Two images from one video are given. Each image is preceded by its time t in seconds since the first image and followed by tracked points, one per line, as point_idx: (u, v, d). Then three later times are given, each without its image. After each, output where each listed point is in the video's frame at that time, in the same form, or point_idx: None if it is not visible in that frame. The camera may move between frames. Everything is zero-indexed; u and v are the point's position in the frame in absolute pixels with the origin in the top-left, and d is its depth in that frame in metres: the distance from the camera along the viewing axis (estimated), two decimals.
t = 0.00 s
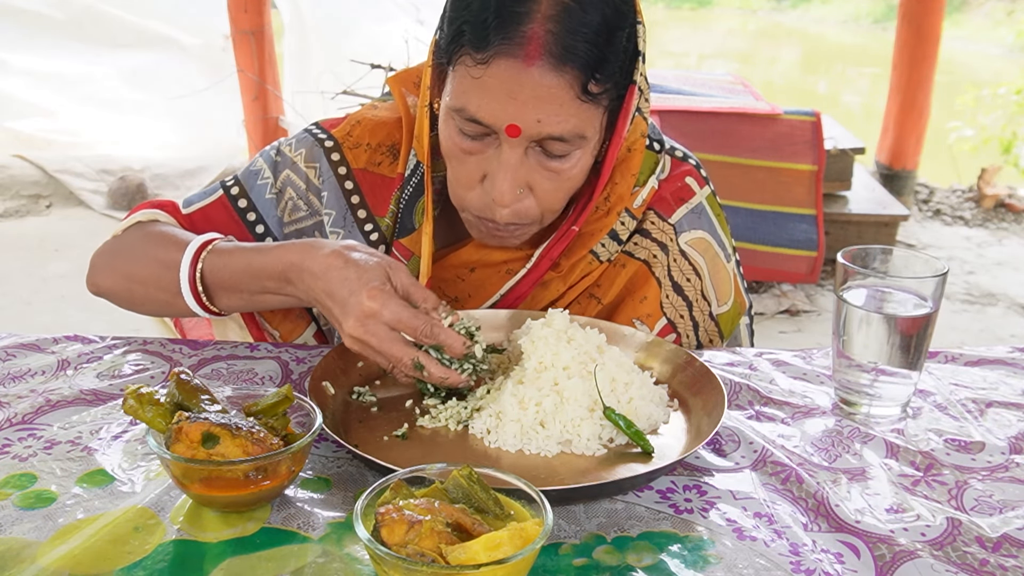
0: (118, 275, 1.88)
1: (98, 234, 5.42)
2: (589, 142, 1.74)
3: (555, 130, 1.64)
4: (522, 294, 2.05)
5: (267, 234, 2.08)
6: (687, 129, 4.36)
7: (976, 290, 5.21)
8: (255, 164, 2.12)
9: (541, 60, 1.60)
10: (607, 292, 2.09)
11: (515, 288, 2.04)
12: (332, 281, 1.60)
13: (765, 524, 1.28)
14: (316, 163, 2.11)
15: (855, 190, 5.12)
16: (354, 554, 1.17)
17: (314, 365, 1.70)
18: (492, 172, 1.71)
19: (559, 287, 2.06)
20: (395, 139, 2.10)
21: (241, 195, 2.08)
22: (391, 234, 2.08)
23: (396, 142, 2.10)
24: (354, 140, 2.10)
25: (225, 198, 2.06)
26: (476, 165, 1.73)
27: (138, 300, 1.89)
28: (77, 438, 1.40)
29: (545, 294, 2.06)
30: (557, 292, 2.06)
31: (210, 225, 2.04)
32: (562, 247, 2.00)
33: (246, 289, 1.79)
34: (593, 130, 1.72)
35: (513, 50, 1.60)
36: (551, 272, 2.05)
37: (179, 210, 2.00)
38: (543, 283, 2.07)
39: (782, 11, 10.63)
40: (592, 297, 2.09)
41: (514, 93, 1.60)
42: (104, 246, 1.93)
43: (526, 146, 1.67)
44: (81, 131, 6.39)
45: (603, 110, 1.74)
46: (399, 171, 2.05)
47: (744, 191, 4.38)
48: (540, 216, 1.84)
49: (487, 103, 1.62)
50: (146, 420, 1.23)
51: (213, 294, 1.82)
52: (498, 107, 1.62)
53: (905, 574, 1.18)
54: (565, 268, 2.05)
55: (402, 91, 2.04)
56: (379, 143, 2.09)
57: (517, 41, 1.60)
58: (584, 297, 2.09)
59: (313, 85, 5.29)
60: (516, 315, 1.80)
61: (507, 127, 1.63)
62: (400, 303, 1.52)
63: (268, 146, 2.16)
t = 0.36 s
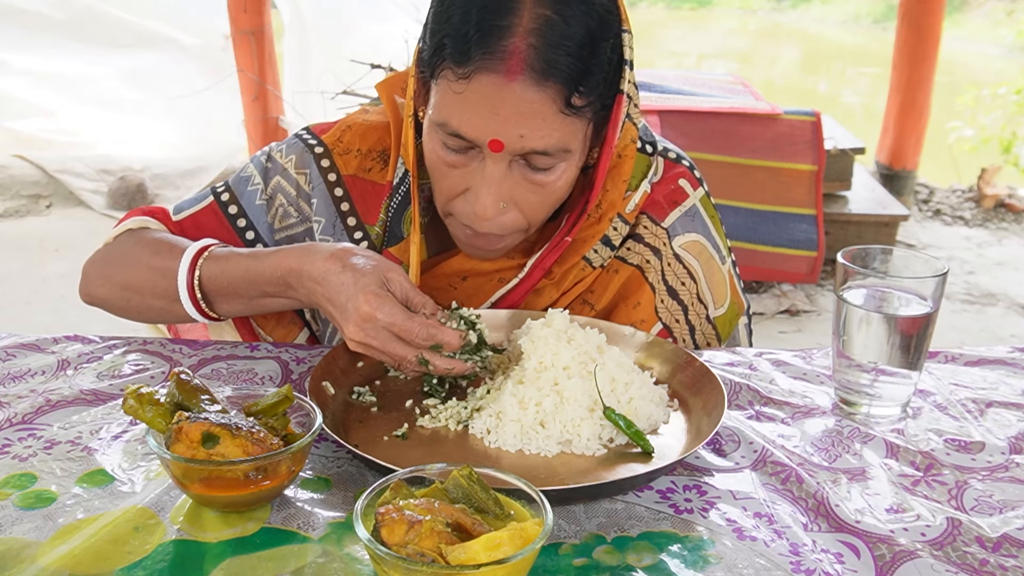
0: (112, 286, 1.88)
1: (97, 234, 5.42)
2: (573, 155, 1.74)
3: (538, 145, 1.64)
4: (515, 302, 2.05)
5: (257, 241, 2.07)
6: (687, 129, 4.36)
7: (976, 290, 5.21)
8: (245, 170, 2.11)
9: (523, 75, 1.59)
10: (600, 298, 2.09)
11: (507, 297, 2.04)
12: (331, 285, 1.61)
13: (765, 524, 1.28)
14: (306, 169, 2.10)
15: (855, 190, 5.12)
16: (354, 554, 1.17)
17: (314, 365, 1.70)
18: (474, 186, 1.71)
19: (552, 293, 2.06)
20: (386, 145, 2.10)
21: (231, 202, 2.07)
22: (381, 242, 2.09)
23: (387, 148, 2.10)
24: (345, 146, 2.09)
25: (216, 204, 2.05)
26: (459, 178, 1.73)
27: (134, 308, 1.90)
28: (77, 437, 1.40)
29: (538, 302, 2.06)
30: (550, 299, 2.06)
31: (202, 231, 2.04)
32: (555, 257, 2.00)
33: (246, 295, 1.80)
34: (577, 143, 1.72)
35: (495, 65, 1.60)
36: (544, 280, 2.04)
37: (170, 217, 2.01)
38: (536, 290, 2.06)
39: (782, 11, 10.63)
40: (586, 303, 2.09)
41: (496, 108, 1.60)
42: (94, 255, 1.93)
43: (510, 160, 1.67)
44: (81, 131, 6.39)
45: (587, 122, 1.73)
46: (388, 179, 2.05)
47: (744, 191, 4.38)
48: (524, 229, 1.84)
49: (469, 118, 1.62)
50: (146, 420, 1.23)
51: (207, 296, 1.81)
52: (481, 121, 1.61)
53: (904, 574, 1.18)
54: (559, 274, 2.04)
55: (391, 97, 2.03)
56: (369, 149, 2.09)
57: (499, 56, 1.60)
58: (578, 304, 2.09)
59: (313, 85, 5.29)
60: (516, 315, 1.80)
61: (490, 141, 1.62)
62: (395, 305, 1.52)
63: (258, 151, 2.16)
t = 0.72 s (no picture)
0: (108, 296, 1.88)
1: (97, 234, 5.42)
2: (568, 172, 1.73)
3: (534, 164, 1.64)
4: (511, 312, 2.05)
5: (250, 249, 2.08)
6: (687, 129, 4.36)
7: (976, 290, 5.21)
8: (237, 178, 2.11)
9: (517, 96, 1.59)
10: (597, 305, 2.10)
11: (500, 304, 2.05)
12: (331, 291, 1.60)
13: (765, 524, 1.28)
14: (299, 177, 2.10)
15: (855, 190, 5.12)
16: (354, 554, 1.17)
17: (314, 365, 1.70)
18: (470, 206, 1.71)
19: (549, 302, 2.06)
20: (380, 153, 2.10)
21: (223, 210, 2.06)
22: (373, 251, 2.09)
23: (379, 155, 2.10)
24: (338, 153, 2.10)
25: (208, 213, 2.04)
26: (454, 199, 1.72)
27: (129, 319, 1.90)
28: (77, 438, 1.40)
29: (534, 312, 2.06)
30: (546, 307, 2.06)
31: (193, 240, 2.02)
32: (552, 267, 2.00)
33: (242, 302, 1.79)
34: (572, 160, 1.72)
35: (489, 87, 1.59)
36: (540, 290, 2.04)
37: (162, 226, 1.98)
38: (533, 300, 2.06)
39: (782, 11, 10.62)
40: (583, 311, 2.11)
41: (491, 130, 1.60)
42: (89, 266, 1.93)
43: (505, 180, 1.66)
44: (81, 131, 6.39)
45: (582, 140, 1.73)
46: (382, 189, 2.04)
47: (744, 191, 4.37)
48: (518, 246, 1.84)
49: (462, 140, 1.62)
50: (146, 420, 1.23)
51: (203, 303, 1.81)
52: (476, 143, 1.61)
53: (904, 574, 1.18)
54: (555, 284, 2.04)
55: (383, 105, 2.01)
56: (362, 156, 2.10)
57: (492, 77, 1.59)
58: (574, 310, 2.11)
59: (313, 85, 5.28)
60: (516, 315, 1.80)
61: (484, 163, 1.62)
62: (387, 312, 1.52)
63: (250, 157, 2.16)
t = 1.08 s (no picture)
0: (113, 309, 1.88)
1: (97, 234, 5.43)
2: (571, 171, 1.72)
3: (538, 160, 1.63)
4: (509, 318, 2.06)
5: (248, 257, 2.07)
6: (687, 129, 4.36)
7: (976, 290, 5.21)
8: (233, 188, 2.10)
9: (521, 92, 1.59)
10: (596, 310, 2.13)
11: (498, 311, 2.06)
12: (340, 280, 1.60)
13: (765, 524, 1.28)
14: (295, 185, 2.10)
15: (855, 190, 5.12)
16: (354, 554, 1.17)
17: (315, 365, 1.70)
18: (472, 210, 1.67)
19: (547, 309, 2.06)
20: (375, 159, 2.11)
21: (220, 219, 2.05)
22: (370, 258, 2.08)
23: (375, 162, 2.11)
24: (333, 160, 2.10)
25: (205, 222, 2.04)
26: (456, 203, 1.68)
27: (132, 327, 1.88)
28: (77, 438, 1.40)
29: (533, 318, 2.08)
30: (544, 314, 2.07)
31: (191, 248, 2.01)
32: (548, 271, 2.01)
33: (252, 302, 1.79)
34: (575, 158, 1.71)
35: (492, 83, 1.59)
36: (538, 296, 2.05)
37: (159, 235, 1.98)
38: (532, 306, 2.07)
39: (782, 11, 10.66)
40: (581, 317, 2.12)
41: (495, 126, 1.59)
42: (90, 281, 1.93)
43: (508, 180, 1.64)
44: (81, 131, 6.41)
45: (583, 139, 1.73)
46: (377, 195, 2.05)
47: (744, 191, 4.37)
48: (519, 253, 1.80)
49: (465, 138, 1.60)
50: (146, 420, 1.23)
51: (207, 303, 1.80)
52: (480, 139, 1.59)
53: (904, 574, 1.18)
54: (552, 290, 2.05)
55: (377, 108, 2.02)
56: (358, 163, 2.11)
57: (495, 74, 1.59)
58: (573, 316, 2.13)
59: (313, 85, 5.28)
60: (517, 315, 1.81)
61: (488, 162, 1.60)
62: (395, 297, 1.52)
63: (246, 166, 2.16)
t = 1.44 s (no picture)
0: (113, 309, 1.88)
1: (97, 234, 5.44)
2: (568, 174, 1.72)
3: (534, 163, 1.62)
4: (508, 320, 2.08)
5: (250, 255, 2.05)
6: (687, 128, 4.36)
7: (976, 290, 5.21)
8: (234, 185, 2.09)
9: (522, 92, 1.59)
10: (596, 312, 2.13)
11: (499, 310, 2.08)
12: (353, 263, 1.64)
13: (765, 524, 1.28)
14: (296, 182, 2.09)
15: (855, 190, 5.12)
16: (354, 554, 1.17)
17: (315, 365, 1.70)
18: (468, 207, 1.67)
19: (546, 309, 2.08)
20: (376, 158, 2.10)
21: (222, 216, 2.03)
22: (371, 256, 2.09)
23: (376, 161, 2.11)
24: (333, 159, 2.10)
25: (207, 220, 2.02)
26: (453, 199, 1.69)
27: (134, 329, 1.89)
28: (77, 438, 1.40)
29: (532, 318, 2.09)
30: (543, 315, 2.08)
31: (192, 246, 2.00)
32: (545, 272, 2.02)
33: (261, 299, 1.80)
34: (572, 163, 1.71)
35: (493, 81, 1.59)
36: (537, 297, 2.07)
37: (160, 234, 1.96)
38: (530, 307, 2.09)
39: (782, 12, 10.68)
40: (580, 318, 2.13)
41: (494, 125, 1.58)
42: (91, 280, 1.93)
43: (504, 180, 1.64)
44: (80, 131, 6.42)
45: (582, 144, 1.73)
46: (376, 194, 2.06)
47: (745, 191, 4.37)
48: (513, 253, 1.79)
49: (463, 135, 1.60)
50: (146, 420, 1.23)
51: (213, 300, 1.81)
52: (479, 138, 1.59)
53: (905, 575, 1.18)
54: (550, 291, 2.06)
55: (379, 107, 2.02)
56: (359, 162, 2.10)
57: (497, 72, 1.59)
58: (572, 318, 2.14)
59: (313, 85, 5.28)
60: (517, 315, 1.81)
61: (483, 162, 1.60)
62: (414, 256, 1.57)
63: (246, 164, 2.14)
